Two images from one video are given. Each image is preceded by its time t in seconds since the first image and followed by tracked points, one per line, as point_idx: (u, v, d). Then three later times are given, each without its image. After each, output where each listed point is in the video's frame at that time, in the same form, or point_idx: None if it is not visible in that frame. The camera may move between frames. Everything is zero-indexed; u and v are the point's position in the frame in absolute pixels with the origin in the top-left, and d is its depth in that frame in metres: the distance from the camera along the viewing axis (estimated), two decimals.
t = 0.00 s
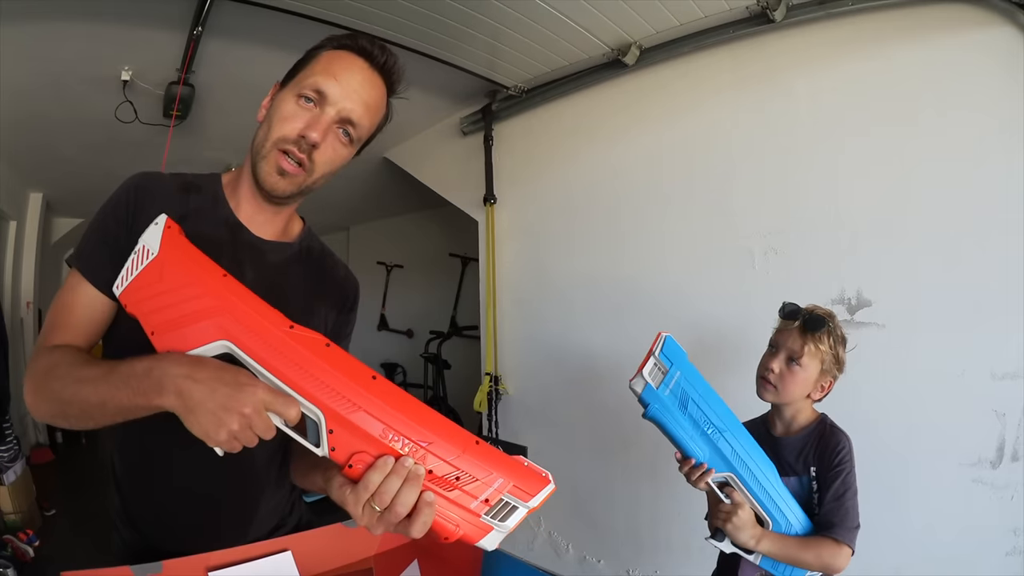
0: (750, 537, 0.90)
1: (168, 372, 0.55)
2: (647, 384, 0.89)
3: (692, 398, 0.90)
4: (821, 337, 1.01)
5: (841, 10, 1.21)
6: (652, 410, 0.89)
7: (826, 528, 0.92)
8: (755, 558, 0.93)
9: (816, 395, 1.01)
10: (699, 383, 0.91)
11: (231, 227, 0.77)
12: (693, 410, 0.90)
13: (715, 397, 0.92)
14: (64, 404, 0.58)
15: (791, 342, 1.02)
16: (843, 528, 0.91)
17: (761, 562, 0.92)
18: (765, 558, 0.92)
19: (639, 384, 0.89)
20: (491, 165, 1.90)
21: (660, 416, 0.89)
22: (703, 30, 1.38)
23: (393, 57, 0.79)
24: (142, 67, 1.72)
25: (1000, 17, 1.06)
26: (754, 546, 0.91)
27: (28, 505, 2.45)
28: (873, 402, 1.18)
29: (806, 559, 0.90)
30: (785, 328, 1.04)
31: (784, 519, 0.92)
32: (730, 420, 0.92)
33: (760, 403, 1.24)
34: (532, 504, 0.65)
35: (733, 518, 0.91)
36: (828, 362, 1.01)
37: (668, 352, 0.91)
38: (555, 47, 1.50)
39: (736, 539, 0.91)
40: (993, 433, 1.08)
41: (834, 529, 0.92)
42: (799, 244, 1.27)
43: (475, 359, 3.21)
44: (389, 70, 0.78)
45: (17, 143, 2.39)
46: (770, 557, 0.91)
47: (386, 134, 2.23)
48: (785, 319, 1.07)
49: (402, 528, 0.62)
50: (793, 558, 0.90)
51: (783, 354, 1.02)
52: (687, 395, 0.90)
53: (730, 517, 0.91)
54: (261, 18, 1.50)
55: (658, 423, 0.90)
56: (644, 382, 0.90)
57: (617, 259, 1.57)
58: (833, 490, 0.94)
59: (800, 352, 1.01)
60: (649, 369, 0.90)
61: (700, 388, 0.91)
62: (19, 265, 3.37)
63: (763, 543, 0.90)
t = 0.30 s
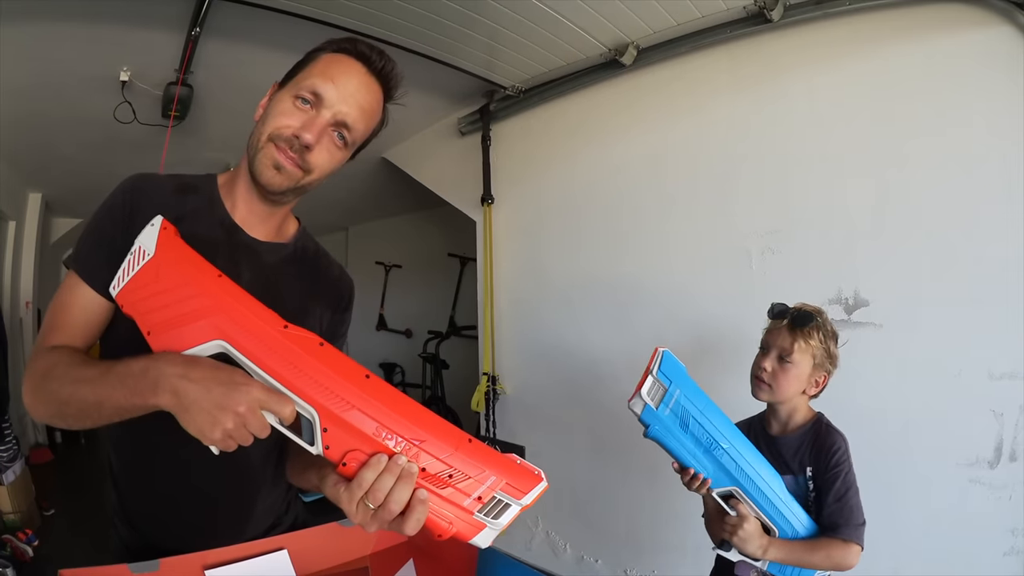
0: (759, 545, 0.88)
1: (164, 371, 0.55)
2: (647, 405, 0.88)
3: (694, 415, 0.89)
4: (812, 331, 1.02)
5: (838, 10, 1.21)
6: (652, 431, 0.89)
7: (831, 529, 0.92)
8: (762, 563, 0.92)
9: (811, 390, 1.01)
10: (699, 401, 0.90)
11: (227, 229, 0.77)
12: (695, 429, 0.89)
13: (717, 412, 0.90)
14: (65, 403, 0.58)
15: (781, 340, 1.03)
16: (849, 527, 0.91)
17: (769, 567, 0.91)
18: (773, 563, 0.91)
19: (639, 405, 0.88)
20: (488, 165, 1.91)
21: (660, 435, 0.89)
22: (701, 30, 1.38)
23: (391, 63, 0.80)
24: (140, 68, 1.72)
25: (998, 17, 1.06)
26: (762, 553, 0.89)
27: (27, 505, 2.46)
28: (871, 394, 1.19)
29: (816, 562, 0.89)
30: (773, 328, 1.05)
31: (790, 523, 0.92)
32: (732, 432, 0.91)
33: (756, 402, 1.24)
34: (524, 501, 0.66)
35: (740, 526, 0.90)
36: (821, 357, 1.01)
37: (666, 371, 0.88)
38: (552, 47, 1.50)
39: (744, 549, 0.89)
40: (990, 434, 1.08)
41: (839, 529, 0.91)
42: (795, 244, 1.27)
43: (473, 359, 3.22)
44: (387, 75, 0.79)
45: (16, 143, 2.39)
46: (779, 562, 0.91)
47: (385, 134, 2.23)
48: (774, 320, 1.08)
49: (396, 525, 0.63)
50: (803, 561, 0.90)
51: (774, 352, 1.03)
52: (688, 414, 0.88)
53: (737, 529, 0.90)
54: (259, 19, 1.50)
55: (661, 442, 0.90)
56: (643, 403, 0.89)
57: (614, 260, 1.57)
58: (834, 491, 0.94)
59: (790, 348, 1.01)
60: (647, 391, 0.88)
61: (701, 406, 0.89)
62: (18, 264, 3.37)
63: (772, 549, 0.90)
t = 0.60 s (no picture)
0: (770, 553, 0.88)
1: (155, 374, 0.56)
2: (641, 439, 0.81)
3: (690, 440, 0.83)
4: (790, 321, 1.01)
5: (835, 9, 1.21)
6: (650, 463, 0.83)
7: (835, 532, 0.91)
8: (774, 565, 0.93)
9: (808, 375, 1.00)
10: (692, 425, 0.84)
11: (219, 229, 0.77)
12: (692, 454, 0.84)
13: (710, 431, 0.85)
14: (58, 404, 0.59)
15: (763, 335, 1.02)
16: (851, 531, 0.90)
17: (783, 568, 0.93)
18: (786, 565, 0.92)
19: (633, 441, 0.81)
20: (484, 165, 1.90)
21: (659, 466, 0.83)
22: (697, 29, 1.38)
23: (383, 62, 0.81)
24: (137, 68, 1.73)
25: (997, 15, 1.05)
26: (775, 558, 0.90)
27: (25, 504, 2.46)
28: (868, 393, 1.18)
29: (822, 563, 0.90)
30: (753, 327, 1.04)
31: (796, 526, 0.90)
32: (727, 447, 0.86)
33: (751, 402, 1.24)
34: (515, 499, 0.66)
35: (750, 537, 0.89)
36: (806, 340, 1.00)
37: (655, 400, 0.82)
38: (549, 47, 1.50)
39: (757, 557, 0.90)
40: (988, 434, 1.07)
41: (843, 531, 0.90)
42: (791, 243, 1.27)
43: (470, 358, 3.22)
44: (379, 75, 0.80)
45: (13, 142, 2.39)
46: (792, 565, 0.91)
47: (382, 133, 2.23)
48: (750, 325, 1.07)
49: (387, 524, 0.62)
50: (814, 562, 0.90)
51: (759, 349, 1.01)
52: (683, 440, 0.83)
53: (746, 541, 0.90)
54: (257, 20, 1.51)
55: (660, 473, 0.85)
56: (637, 436, 0.82)
57: (611, 262, 1.57)
58: (837, 495, 0.92)
59: (772, 341, 1.00)
60: (639, 425, 0.81)
61: (695, 431, 0.84)
62: (16, 264, 3.38)
63: (783, 554, 0.89)
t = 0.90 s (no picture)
0: (779, 556, 0.83)
1: (129, 376, 0.58)
2: (603, 526, 0.75)
3: (654, 505, 0.76)
4: (771, 326, 0.96)
5: (828, 4, 1.19)
6: (623, 543, 0.77)
7: (843, 516, 0.85)
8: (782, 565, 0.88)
9: (796, 372, 0.96)
10: (652, 490, 0.77)
11: (200, 228, 0.78)
12: (662, 516, 0.77)
13: (674, 486, 0.79)
14: (43, 404, 0.63)
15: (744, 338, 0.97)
16: (856, 512, 0.85)
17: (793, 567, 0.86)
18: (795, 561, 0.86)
19: (595, 529, 0.75)
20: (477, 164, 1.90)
21: (632, 542, 0.77)
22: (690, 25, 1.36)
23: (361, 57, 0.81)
24: (132, 68, 1.74)
25: (993, 10, 1.04)
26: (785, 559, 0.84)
27: (21, 503, 2.47)
28: (863, 391, 1.17)
29: (835, 549, 0.85)
30: (733, 334, 0.99)
31: (798, 520, 0.85)
32: (691, 491, 0.80)
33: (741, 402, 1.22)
34: (487, 507, 0.62)
35: (751, 551, 0.83)
36: (788, 340, 0.96)
37: (604, 486, 0.74)
38: (542, 45, 1.49)
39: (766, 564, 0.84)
40: (986, 434, 1.05)
41: (850, 515, 0.85)
42: (784, 241, 1.26)
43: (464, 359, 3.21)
44: (359, 71, 0.82)
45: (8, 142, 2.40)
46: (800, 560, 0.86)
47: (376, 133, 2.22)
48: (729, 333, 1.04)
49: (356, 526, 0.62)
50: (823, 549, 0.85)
51: (743, 355, 0.96)
52: (649, 509, 0.76)
53: (749, 556, 0.83)
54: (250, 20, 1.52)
55: (640, 545, 0.78)
56: (600, 524, 0.76)
57: (603, 262, 1.56)
58: (838, 480, 0.87)
59: (758, 345, 0.94)
60: (597, 513, 0.75)
61: (659, 494, 0.77)
62: (14, 263, 3.39)
63: (792, 553, 0.83)
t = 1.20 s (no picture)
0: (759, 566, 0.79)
1: (80, 365, 0.59)
2: (557, 566, 0.72)
3: (605, 539, 0.73)
4: (738, 320, 0.97)
5: None
6: None
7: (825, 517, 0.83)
8: None
9: (760, 372, 0.98)
10: (601, 527, 0.73)
11: (157, 221, 0.78)
12: (616, 548, 0.75)
13: (624, 518, 0.75)
14: (9, 396, 0.64)
15: (710, 332, 0.98)
16: (839, 510, 0.82)
17: None
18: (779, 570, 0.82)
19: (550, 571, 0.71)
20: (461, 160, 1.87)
21: None
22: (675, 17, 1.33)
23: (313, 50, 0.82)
24: (121, 67, 1.76)
25: None
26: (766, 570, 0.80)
27: (14, 501, 2.48)
28: (854, 389, 1.13)
29: (818, 552, 0.81)
30: (698, 327, 1.01)
31: (772, 530, 0.82)
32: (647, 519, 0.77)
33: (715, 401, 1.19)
34: (421, 511, 0.60)
35: (727, 565, 0.79)
36: (755, 336, 0.98)
37: (548, 528, 0.71)
38: (530, 42, 1.48)
39: None
40: (984, 436, 1.01)
41: (829, 514, 0.83)
42: (770, 236, 1.22)
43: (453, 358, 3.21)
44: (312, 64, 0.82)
45: None
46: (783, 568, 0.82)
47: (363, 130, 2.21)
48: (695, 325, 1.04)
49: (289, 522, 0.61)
50: (806, 553, 0.81)
51: (706, 347, 0.97)
52: (599, 544, 0.73)
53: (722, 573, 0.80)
54: (235, 19, 1.52)
55: None
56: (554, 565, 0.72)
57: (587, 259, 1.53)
58: (816, 477, 0.85)
59: (721, 339, 0.96)
60: (549, 554, 0.71)
61: (609, 531, 0.73)
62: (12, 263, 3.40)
63: (772, 562, 0.80)
